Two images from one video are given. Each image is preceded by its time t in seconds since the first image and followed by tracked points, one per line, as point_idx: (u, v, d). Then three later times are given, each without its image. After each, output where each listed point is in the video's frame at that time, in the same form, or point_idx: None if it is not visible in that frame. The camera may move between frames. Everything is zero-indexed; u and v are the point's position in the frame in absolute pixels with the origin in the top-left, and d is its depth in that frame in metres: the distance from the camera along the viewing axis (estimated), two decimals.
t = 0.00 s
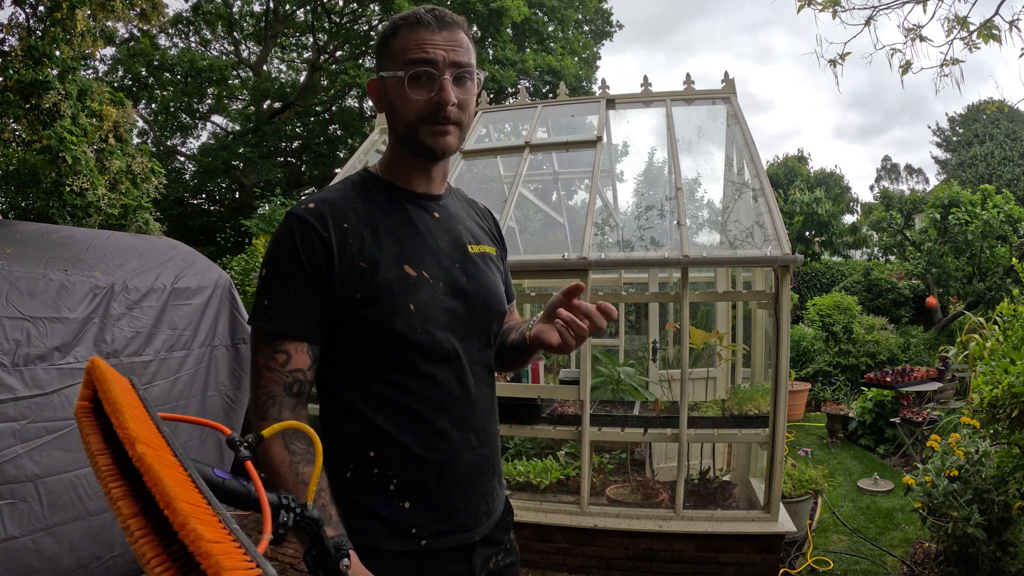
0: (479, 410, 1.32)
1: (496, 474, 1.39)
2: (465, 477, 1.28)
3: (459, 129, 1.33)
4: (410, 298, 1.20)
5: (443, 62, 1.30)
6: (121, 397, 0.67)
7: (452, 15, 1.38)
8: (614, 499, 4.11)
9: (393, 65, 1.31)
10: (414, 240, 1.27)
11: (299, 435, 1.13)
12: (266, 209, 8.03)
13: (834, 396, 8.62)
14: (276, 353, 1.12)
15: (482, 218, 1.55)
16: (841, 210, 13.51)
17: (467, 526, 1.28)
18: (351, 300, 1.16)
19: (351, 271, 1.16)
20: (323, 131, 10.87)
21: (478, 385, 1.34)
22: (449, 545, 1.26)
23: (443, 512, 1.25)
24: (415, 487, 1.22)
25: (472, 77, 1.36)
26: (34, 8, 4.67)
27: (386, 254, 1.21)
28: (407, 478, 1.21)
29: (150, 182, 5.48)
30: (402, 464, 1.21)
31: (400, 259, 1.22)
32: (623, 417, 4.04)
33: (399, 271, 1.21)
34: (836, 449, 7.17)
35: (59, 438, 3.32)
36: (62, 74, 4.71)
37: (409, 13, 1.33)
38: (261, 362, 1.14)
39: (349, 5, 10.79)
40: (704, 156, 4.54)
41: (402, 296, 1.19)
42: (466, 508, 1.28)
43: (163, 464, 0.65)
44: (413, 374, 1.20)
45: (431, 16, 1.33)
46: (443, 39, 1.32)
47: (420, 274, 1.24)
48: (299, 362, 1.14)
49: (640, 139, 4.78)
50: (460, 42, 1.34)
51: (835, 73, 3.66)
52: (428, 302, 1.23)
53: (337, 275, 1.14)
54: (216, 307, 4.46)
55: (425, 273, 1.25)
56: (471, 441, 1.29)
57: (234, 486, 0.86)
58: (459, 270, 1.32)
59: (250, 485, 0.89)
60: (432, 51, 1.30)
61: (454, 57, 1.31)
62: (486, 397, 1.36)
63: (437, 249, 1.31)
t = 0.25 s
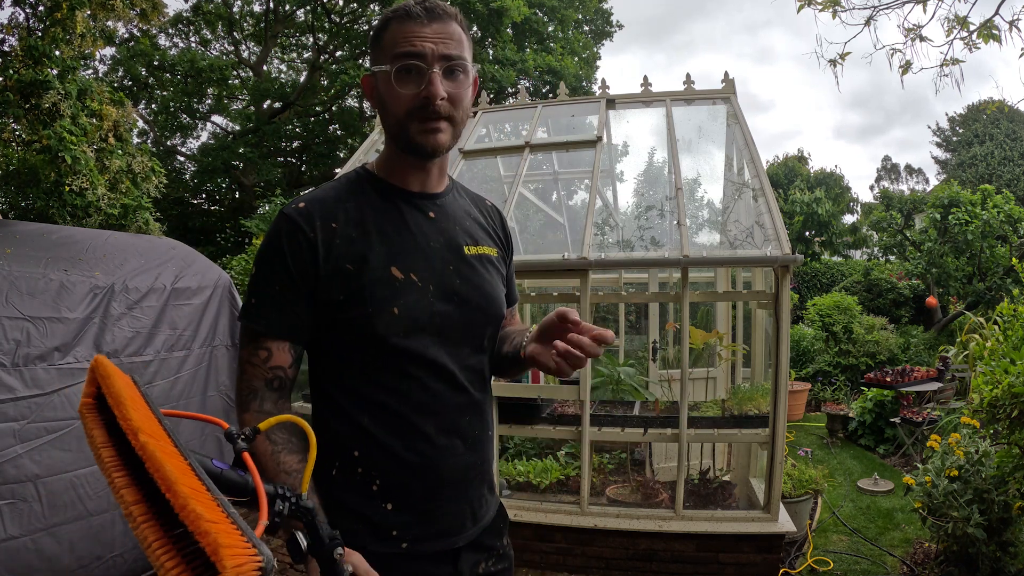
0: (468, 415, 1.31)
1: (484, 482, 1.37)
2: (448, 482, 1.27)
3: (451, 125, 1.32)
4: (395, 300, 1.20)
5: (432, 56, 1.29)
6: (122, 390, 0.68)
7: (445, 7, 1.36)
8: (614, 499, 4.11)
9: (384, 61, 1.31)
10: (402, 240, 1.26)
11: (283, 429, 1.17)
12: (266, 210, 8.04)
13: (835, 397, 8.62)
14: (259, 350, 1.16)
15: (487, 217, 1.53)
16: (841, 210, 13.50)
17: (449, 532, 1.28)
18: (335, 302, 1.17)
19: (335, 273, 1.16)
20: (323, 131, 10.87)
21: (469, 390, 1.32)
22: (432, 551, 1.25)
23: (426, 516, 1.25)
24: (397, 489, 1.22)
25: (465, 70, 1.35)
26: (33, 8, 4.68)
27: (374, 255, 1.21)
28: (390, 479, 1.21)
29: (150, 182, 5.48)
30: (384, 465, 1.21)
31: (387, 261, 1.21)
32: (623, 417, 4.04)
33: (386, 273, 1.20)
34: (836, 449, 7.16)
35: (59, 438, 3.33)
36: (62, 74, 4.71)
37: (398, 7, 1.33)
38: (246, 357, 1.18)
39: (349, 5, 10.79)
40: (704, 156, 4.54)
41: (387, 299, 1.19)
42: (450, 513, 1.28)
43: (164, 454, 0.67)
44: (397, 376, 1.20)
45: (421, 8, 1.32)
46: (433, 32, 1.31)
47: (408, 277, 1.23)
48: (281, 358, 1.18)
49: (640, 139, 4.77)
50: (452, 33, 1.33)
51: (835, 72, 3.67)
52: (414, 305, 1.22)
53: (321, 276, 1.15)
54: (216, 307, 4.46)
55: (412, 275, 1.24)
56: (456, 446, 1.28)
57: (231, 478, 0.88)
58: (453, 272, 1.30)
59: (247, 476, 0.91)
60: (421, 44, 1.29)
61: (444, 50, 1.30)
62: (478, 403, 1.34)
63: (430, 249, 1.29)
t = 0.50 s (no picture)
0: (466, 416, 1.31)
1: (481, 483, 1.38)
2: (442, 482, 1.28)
3: (444, 122, 1.32)
4: (392, 299, 1.20)
5: (425, 53, 1.30)
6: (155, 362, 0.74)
7: (439, 6, 1.37)
8: (614, 499, 4.11)
9: (378, 59, 1.32)
10: (400, 239, 1.26)
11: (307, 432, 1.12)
12: (266, 210, 8.04)
13: (834, 396, 8.62)
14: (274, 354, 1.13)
15: (487, 220, 1.53)
16: (841, 209, 13.50)
17: (443, 533, 1.29)
18: (333, 301, 1.16)
19: (333, 271, 1.16)
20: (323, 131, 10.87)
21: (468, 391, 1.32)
22: (424, 552, 1.26)
23: (418, 517, 1.26)
24: (390, 489, 1.23)
25: (459, 67, 1.35)
26: (34, 7, 4.68)
27: (372, 253, 1.21)
28: (383, 479, 1.22)
29: (150, 182, 5.48)
30: (378, 465, 1.22)
31: (385, 259, 1.21)
32: (623, 417, 4.04)
33: (384, 272, 1.20)
34: (836, 449, 7.16)
35: (59, 438, 3.33)
36: (62, 74, 4.71)
37: (393, 8, 1.35)
38: (259, 363, 1.14)
39: (349, 5, 10.79)
40: (704, 157, 4.54)
41: (384, 298, 1.19)
42: (444, 515, 1.29)
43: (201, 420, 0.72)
44: (395, 376, 1.21)
45: (415, 8, 1.33)
46: (427, 30, 1.31)
47: (406, 275, 1.23)
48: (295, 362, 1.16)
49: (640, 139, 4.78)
50: (446, 31, 1.34)
51: (835, 72, 3.67)
52: (411, 304, 1.22)
53: (321, 274, 1.15)
54: (216, 307, 4.47)
55: (411, 273, 1.24)
56: (453, 448, 1.29)
57: (278, 455, 0.88)
58: (451, 271, 1.30)
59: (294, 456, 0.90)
60: (415, 42, 1.30)
61: (436, 47, 1.31)
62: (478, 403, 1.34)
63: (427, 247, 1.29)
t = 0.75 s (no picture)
0: (468, 412, 1.30)
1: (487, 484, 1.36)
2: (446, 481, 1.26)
3: (449, 119, 1.31)
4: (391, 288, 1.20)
5: (430, 54, 1.30)
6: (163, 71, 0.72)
7: (446, 12, 1.39)
8: (614, 499, 4.11)
9: (385, 59, 1.32)
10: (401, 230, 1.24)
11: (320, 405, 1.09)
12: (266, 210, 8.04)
13: (834, 396, 8.62)
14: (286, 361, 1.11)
15: (490, 222, 1.54)
16: (841, 209, 13.50)
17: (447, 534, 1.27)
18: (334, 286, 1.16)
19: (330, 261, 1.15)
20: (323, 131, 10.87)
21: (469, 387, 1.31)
22: (429, 553, 1.25)
23: (421, 517, 1.24)
24: (393, 489, 1.21)
25: (463, 69, 1.35)
26: (34, 8, 4.68)
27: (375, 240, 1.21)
28: (385, 479, 1.21)
29: (150, 182, 5.48)
30: (380, 464, 1.20)
31: (385, 249, 1.20)
32: (623, 417, 4.04)
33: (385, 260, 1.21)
34: (836, 449, 7.17)
35: (58, 438, 3.32)
36: (62, 74, 4.71)
37: (401, 12, 1.37)
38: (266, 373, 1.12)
39: (349, 5, 10.79)
40: (704, 157, 4.54)
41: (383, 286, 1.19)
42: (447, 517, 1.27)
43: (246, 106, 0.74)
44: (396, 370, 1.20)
45: (422, 11, 1.35)
46: (433, 32, 1.32)
47: (407, 265, 1.22)
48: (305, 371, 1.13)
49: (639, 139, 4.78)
50: (452, 34, 1.34)
51: (835, 72, 3.68)
52: (411, 295, 1.21)
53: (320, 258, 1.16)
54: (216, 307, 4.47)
55: (412, 264, 1.22)
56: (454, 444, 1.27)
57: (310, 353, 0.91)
58: (452, 264, 1.30)
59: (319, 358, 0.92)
60: (420, 43, 1.30)
61: (442, 48, 1.31)
62: (479, 399, 1.33)
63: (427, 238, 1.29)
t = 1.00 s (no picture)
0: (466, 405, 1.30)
1: (487, 481, 1.34)
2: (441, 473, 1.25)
3: (451, 124, 1.34)
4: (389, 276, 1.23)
5: (436, 59, 1.31)
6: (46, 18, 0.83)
7: (453, 18, 1.39)
8: (614, 499, 4.11)
9: (391, 63, 1.33)
10: (401, 220, 1.29)
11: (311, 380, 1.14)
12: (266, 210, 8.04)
13: (834, 396, 8.62)
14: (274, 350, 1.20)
15: (498, 219, 1.54)
16: (841, 210, 13.50)
17: (442, 529, 1.26)
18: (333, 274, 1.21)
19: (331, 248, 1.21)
20: (323, 131, 10.86)
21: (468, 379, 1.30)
22: (425, 547, 1.24)
23: (415, 510, 1.24)
24: (387, 479, 1.23)
25: (468, 74, 1.36)
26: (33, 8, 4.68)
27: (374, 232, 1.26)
28: (380, 469, 1.22)
29: (151, 182, 5.48)
30: (376, 452, 1.22)
31: (384, 238, 1.25)
32: (623, 417, 4.04)
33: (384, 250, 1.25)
34: (836, 449, 7.16)
35: (58, 438, 3.32)
36: (62, 74, 4.71)
37: (408, 15, 1.37)
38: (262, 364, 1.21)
39: (349, 5, 10.79)
40: (704, 156, 4.54)
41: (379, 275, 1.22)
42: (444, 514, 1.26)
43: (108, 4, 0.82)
44: (391, 358, 1.22)
45: (429, 15, 1.35)
46: (439, 37, 1.33)
47: (406, 254, 1.26)
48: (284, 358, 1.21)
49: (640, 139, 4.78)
50: (457, 40, 1.35)
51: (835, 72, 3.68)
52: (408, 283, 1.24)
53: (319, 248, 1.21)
54: (217, 307, 4.47)
55: (410, 253, 1.27)
56: (450, 435, 1.27)
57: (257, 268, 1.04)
58: (453, 256, 1.32)
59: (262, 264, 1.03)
60: (426, 47, 1.31)
61: (447, 53, 1.32)
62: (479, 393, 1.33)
63: (429, 230, 1.32)
